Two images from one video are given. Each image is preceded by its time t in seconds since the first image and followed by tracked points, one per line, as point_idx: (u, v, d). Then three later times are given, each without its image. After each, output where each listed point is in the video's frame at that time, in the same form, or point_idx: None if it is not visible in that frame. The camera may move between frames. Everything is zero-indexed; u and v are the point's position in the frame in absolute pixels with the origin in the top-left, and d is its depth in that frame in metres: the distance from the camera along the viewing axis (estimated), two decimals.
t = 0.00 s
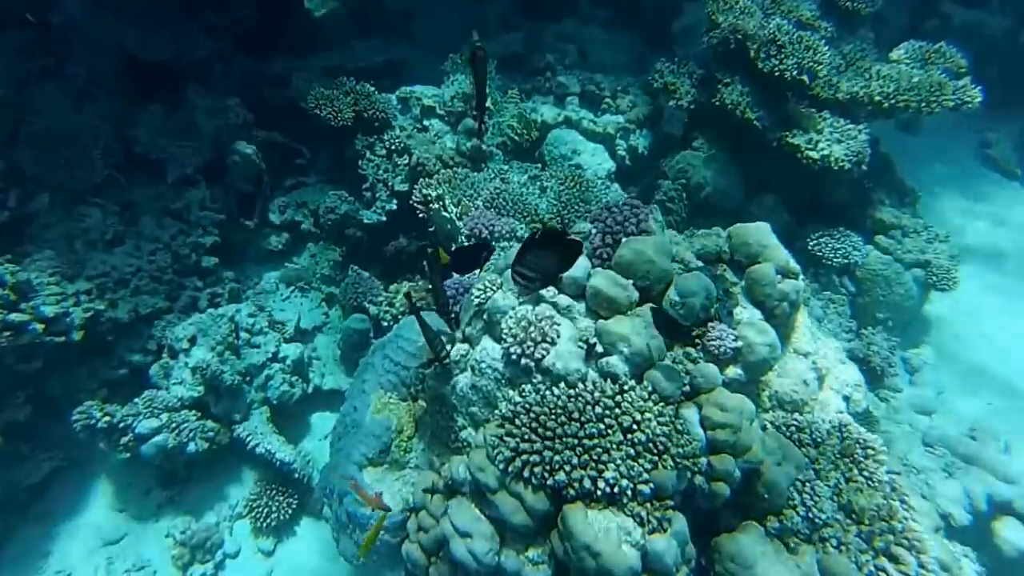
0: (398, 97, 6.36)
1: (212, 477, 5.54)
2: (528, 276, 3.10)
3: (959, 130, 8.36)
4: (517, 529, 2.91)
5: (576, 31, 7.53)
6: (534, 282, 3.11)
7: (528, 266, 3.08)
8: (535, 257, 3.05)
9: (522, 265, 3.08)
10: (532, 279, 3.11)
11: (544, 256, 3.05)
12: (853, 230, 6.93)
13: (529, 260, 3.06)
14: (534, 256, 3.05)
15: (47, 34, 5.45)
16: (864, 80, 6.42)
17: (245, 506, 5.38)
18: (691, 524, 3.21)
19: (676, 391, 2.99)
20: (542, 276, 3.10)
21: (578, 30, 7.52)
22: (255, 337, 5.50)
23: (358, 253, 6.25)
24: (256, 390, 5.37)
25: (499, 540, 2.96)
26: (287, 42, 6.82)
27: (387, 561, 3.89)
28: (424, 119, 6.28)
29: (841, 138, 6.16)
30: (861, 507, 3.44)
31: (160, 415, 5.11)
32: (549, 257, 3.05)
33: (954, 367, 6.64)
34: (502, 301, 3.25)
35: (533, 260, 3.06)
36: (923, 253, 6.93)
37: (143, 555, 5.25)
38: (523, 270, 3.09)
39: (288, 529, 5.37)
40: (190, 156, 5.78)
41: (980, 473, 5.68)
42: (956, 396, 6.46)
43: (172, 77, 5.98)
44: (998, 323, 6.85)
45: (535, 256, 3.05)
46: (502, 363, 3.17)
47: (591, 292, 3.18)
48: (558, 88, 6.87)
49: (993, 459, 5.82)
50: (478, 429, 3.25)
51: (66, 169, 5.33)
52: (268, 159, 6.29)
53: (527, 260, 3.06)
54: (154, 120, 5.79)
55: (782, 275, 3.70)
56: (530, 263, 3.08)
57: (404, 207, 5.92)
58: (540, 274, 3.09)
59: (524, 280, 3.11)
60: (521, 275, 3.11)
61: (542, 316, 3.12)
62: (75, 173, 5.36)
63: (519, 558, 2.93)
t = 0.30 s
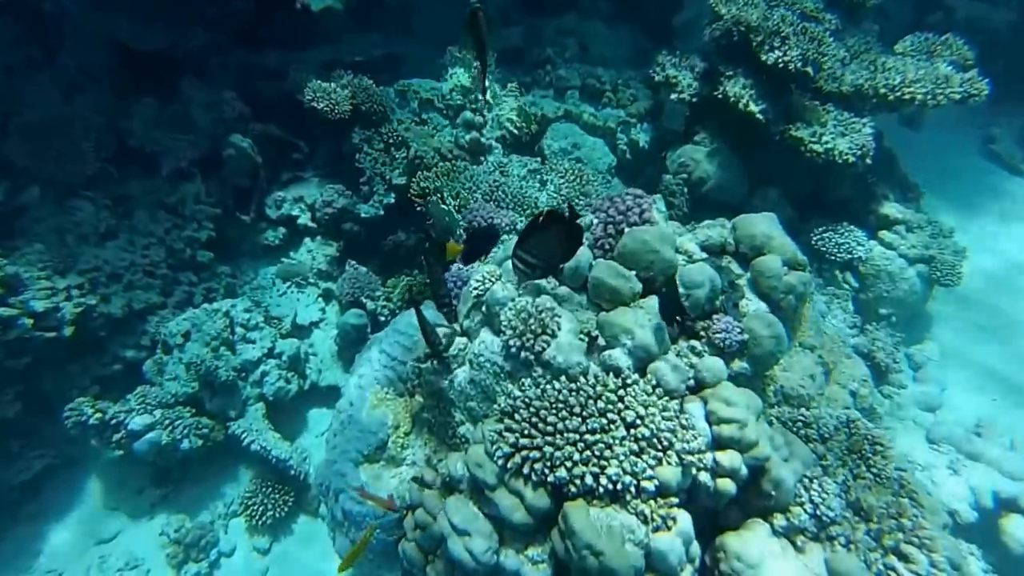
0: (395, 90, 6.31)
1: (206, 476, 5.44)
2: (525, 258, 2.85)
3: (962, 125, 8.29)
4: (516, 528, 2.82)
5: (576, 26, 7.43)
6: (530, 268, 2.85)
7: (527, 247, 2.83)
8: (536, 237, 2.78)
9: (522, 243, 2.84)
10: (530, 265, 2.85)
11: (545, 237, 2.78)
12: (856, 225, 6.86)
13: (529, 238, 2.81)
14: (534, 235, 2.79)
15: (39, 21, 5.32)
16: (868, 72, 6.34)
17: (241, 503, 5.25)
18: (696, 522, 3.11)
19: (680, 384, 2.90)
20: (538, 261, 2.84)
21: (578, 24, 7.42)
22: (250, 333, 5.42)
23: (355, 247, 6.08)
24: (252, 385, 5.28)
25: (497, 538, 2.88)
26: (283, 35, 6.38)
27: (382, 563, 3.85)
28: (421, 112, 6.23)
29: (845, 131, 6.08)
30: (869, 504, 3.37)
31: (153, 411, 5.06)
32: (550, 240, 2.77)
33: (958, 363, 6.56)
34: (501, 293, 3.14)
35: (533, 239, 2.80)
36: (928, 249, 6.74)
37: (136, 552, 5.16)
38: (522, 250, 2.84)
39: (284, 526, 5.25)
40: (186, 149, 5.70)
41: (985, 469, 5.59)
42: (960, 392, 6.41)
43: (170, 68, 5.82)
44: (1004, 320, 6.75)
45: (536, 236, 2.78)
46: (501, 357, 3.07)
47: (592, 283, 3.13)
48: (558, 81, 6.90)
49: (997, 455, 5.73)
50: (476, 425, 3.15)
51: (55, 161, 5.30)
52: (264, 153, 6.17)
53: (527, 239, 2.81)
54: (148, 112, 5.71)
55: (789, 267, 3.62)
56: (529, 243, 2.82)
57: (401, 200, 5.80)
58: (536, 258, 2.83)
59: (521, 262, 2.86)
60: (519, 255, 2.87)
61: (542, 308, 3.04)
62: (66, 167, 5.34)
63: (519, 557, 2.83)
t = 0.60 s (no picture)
0: (394, 82, 6.14)
1: (201, 472, 5.35)
2: (527, 246, 2.85)
3: (966, 118, 8.16)
4: (516, 524, 2.73)
5: (576, 19, 7.31)
6: (532, 255, 2.87)
7: (529, 235, 2.82)
8: (539, 227, 2.77)
9: (524, 232, 2.82)
10: (532, 251, 2.86)
11: (549, 227, 2.77)
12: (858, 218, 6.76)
13: (531, 228, 2.79)
14: (537, 225, 2.77)
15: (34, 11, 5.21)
16: (874, 62, 6.28)
17: (236, 500, 5.16)
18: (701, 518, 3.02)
19: (685, 375, 2.80)
20: (541, 247, 2.85)
21: (579, 18, 7.31)
22: (246, 327, 5.34)
23: (352, 241, 5.97)
24: (247, 380, 5.18)
25: (497, 535, 2.79)
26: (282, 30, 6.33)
27: (380, 558, 3.71)
28: (420, 105, 6.08)
29: (850, 122, 5.98)
30: (879, 499, 3.28)
31: (146, 406, 4.94)
32: (554, 229, 2.77)
33: (961, 358, 6.48)
34: (500, 281, 3.06)
35: (536, 229, 2.78)
36: (933, 242, 6.66)
37: (129, 551, 5.07)
38: (524, 239, 2.84)
39: (281, 522, 5.17)
40: (181, 140, 5.63)
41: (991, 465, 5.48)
42: (963, 387, 6.33)
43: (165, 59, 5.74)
44: (1005, 315, 6.70)
45: (539, 226, 2.77)
46: (500, 348, 2.99)
47: (594, 272, 3.02)
48: (558, 73, 6.74)
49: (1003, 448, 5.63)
50: (475, 418, 3.06)
51: (47, 152, 5.29)
52: (260, 146, 6.12)
53: (529, 228, 2.79)
54: (142, 103, 5.57)
55: (795, 257, 3.56)
56: (531, 232, 2.81)
57: (398, 192, 5.71)
58: (539, 245, 2.84)
59: (523, 249, 2.86)
60: (520, 243, 2.86)
61: (543, 297, 2.91)
62: (58, 156, 5.31)
63: (519, 554, 2.74)
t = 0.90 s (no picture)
0: (393, 73, 6.07)
1: (195, 467, 5.24)
2: (532, 231, 2.76)
3: (970, 110, 8.05)
4: (517, 519, 2.65)
5: (576, 10, 7.21)
6: (536, 240, 2.77)
7: (534, 220, 2.72)
8: (545, 211, 2.67)
9: (528, 216, 2.72)
10: (536, 237, 2.77)
11: (555, 211, 2.67)
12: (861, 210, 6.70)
13: (537, 212, 2.70)
14: (543, 209, 2.68)
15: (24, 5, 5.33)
16: (879, 51, 6.18)
17: (231, 496, 5.05)
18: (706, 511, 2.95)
19: (692, 364, 2.72)
20: (546, 233, 2.76)
21: (578, 11, 7.21)
22: (243, 320, 5.22)
23: (349, 233, 5.88)
24: (243, 374, 5.07)
25: (496, 529, 2.71)
26: (281, 23, 6.54)
27: (378, 553, 3.64)
28: (419, 96, 5.99)
29: (854, 112, 5.89)
30: (888, 493, 3.21)
31: (140, 401, 4.83)
32: (560, 214, 2.67)
33: (964, 352, 6.42)
34: (501, 268, 2.99)
35: (542, 213, 2.69)
36: (936, 234, 6.60)
37: (123, 548, 4.98)
38: (529, 223, 2.74)
39: (278, 518, 5.11)
40: (175, 131, 5.46)
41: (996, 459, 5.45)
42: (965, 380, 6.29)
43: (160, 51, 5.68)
44: (1010, 309, 6.59)
45: (545, 211, 2.67)
46: (501, 337, 2.91)
47: (598, 258, 2.93)
48: (558, 64, 6.72)
49: (1006, 444, 5.60)
50: (475, 410, 2.98)
51: (39, 144, 5.21)
52: (257, 138, 5.99)
53: (534, 212, 2.70)
54: (134, 93, 5.44)
55: (802, 245, 3.48)
56: (536, 216, 2.72)
57: (399, 183, 5.58)
58: (544, 231, 2.75)
59: (527, 235, 2.76)
60: (524, 227, 2.76)
61: (545, 283, 2.85)
62: (49, 147, 5.20)
63: (520, 549, 2.65)
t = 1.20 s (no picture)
0: (390, 64, 5.94)
1: (190, 462, 5.16)
2: (533, 215, 2.68)
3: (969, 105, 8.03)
4: (519, 512, 2.58)
5: (575, 4, 7.17)
6: (539, 223, 2.70)
7: (535, 203, 2.65)
8: (545, 193, 2.60)
9: (528, 199, 2.65)
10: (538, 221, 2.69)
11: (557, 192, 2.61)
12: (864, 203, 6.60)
13: (537, 194, 2.62)
14: (543, 190, 2.61)
15: None
16: (882, 42, 6.07)
17: (227, 491, 4.97)
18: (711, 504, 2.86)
19: (700, 351, 2.65)
20: (550, 215, 2.68)
21: (578, 5, 7.17)
22: (239, 313, 5.10)
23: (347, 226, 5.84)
24: (239, 368, 4.97)
25: (498, 522, 2.63)
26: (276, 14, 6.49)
27: (375, 548, 3.57)
28: (418, 87, 5.85)
29: (857, 104, 5.81)
30: (899, 485, 3.12)
31: (133, 395, 4.74)
32: (562, 194, 2.60)
33: (968, 346, 6.32)
34: (501, 254, 2.90)
35: (542, 195, 2.62)
36: (939, 228, 6.62)
37: (116, 545, 4.87)
38: (529, 207, 2.67)
39: (274, 514, 5.03)
40: (169, 121, 5.40)
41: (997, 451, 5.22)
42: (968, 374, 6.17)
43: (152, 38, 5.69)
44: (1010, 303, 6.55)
45: (545, 192, 2.60)
46: (503, 325, 2.84)
47: (601, 244, 2.85)
48: (558, 56, 6.49)
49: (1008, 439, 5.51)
50: (476, 400, 2.91)
51: (26, 132, 5.03)
52: (254, 129, 5.89)
53: (534, 195, 2.63)
54: (128, 82, 5.38)
55: (810, 231, 3.40)
56: (537, 199, 2.64)
57: (399, 174, 5.55)
58: (547, 213, 2.67)
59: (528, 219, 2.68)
60: (524, 212, 2.69)
61: (548, 269, 2.76)
62: (37, 136, 5.03)
63: (522, 543, 2.58)
